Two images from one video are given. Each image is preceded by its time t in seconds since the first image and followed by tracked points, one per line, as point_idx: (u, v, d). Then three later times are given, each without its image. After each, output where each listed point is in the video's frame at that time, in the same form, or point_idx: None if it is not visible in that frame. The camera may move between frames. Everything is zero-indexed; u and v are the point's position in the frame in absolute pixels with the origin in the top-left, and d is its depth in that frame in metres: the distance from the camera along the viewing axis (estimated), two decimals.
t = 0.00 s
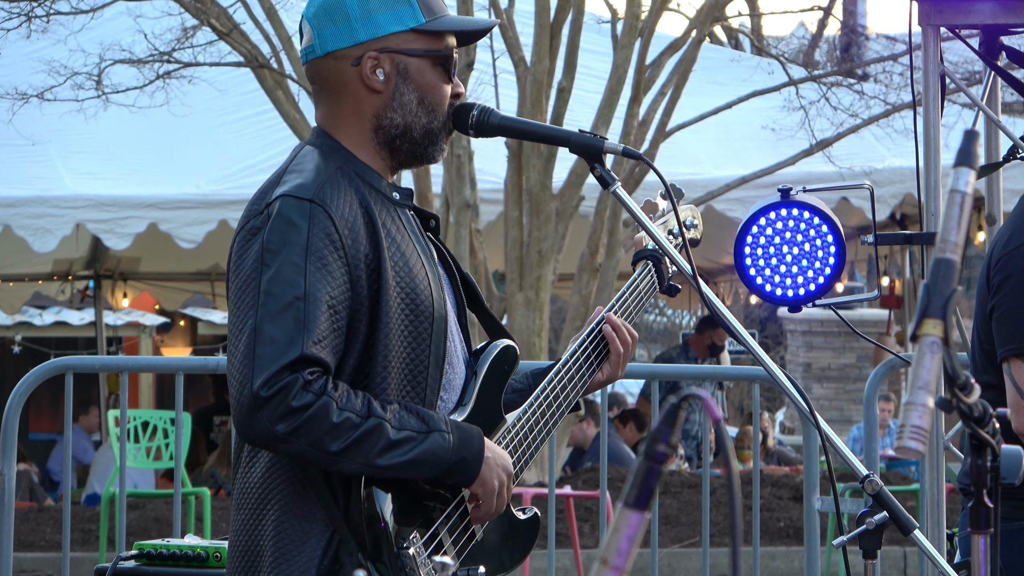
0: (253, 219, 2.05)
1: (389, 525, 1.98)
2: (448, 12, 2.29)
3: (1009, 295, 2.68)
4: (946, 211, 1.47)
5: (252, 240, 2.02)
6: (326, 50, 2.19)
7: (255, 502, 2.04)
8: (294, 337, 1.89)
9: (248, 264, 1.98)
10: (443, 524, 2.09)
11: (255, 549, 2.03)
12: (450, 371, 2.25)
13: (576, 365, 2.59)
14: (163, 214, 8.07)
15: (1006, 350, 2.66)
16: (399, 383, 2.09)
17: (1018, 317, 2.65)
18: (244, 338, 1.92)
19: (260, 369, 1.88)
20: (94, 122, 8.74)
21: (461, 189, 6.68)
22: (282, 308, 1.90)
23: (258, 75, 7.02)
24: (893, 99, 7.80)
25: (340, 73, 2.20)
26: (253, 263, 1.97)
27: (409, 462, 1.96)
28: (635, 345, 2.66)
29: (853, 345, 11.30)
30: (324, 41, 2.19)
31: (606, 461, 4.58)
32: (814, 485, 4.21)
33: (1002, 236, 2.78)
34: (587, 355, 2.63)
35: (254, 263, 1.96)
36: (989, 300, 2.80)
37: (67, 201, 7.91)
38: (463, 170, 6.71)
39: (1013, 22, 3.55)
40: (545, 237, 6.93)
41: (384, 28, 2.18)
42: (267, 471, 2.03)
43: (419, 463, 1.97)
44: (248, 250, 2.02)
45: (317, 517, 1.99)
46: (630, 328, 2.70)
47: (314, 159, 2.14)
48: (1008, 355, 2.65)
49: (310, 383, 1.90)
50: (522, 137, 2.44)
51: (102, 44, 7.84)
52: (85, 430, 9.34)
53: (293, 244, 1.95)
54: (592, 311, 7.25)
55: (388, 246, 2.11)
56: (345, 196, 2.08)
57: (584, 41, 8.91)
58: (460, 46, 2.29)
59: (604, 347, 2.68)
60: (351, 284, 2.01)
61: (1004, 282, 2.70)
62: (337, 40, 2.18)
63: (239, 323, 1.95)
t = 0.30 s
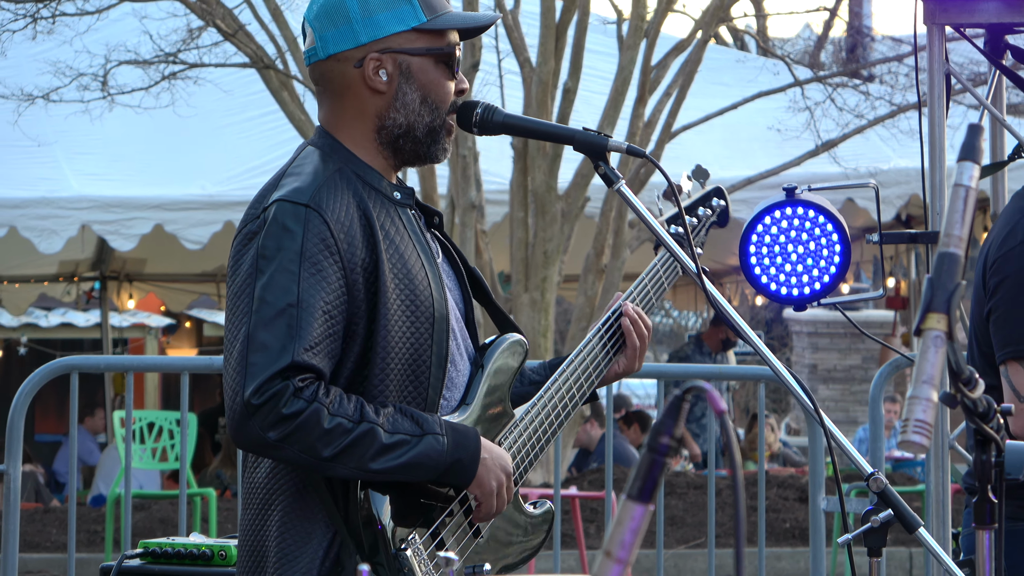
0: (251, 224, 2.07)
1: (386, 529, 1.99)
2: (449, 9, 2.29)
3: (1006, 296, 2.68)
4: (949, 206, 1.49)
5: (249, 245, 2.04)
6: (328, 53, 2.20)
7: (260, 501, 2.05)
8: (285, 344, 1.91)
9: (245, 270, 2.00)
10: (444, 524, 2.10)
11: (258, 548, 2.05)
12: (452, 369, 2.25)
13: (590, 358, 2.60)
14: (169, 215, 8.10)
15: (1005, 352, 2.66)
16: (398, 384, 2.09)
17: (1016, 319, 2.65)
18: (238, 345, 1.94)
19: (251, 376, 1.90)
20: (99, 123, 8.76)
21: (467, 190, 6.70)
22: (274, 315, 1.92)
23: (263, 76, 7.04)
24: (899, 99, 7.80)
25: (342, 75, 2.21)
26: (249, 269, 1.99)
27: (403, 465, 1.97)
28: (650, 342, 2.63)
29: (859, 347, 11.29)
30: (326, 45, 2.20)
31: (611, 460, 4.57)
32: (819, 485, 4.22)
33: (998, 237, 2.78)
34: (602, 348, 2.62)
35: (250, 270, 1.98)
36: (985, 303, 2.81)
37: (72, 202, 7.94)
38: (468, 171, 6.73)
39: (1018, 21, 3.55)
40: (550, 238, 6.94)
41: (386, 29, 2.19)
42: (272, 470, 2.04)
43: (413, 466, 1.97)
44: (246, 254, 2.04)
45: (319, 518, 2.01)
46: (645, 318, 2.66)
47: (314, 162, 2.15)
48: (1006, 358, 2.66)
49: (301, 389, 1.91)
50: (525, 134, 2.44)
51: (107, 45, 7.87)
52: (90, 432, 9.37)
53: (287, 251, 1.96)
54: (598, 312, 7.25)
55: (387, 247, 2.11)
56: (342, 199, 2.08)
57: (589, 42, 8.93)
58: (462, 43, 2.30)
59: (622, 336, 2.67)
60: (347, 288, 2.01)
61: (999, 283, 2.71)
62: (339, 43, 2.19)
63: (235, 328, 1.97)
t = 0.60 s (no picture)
0: (251, 223, 2.08)
1: (377, 530, 2.02)
2: (450, 11, 2.30)
3: (1004, 302, 2.69)
4: (954, 204, 1.49)
5: (247, 245, 2.05)
6: (330, 59, 2.22)
7: (259, 501, 2.07)
8: (277, 345, 1.91)
9: (242, 270, 2.01)
10: (437, 525, 2.11)
11: (257, 548, 2.06)
12: (452, 373, 2.25)
13: (601, 364, 2.61)
14: (173, 217, 8.12)
15: (1003, 359, 2.67)
16: (393, 387, 2.09)
17: (1014, 325, 2.66)
18: (231, 344, 1.95)
19: (241, 375, 1.91)
20: (104, 126, 8.78)
21: (472, 193, 6.70)
22: (267, 316, 1.92)
23: (268, 78, 7.06)
24: (903, 102, 7.80)
25: (344, 79, 2.23)
26: (245, 269, 2.00)
27: (392, 465, 1.97)
28: (664, 351, 2.62)
29: (864, 349, 11.28)
30: (328, 51, 2.22)
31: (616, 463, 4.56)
32: (823, 487, 4.22)
33: (995, 241, 2.79)
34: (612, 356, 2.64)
35: (246, 269, 1.99)
36: (983, 307, 2.81)
37: (77, 204, 7.96)
38: (473, 173, 6.74)
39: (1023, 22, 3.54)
40: (555, 240, 6.94)
41: (386, 33, 2.20)
42: (271, 472, 2.05)
43: (401, 466, 1.98)
44: (244, 254, 2.05)
45: (315, 519, 2.01)
46: (659, 325, 2.66)
47: (317, 163, 2.16)
48: (1004, 365, 2.67)
49: (290, 390, 1.91)
50: (530, 135, 2.45)
51: (112, 48, 7.90)
52: (95, 434, 9.38)
53: (283, 251, 1.96)
54: (603, 314, 7.25)
55: (385, 250, 2.12)
56: (342, 201, 2.09)
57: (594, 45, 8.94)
58: (465, 44, 2.31)
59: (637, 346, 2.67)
60: (343, 290, 2.02)
61: (997, 288, 2.71)
62: (340, 49, 2.20)
63: (230, 328, 1.98)
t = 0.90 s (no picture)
0: (243, 219, 2.11)
1: (354, 530, 2.05)
2: (454, 11, 2.30)
3: (1008, 305, 2.69)
4: (955, 204, 1.49)
5: (237, 240, 2.08)
6: (332, 55, 2.25)
7: (253, 496, 2.15)
8: (258, 341, 1.94)
9: (231, 264, 2.04)
10: (419, 524, 2.13)
11: (250, 541, 2.14)
12: (445, 372, 2.27)
13: (607, 363, 2.58)
14: (175, 220, 8.13)
15: (1009, 362, 2.68)
16: (381, 384, 2.11)
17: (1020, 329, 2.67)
18: (215, 337, 1.98)
19: (222, 369, 1.93)
20: (106, 128, 8.79)
21: (473, 195, 6.71)
22: (250, 311, 1.95)
23: (270, 81, 7.06)
24: (905, 104, 7.80)
25: (346, 76, 2.25)
26: (233, 264, 2.03)
27: (367, 461, 1.99)
28: (673, 363, 2.56)
29: (865, 352, 11.29)
30: (330, 47, 2.25)
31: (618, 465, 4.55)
32: (826, 489, 4.22)
33: (997, 243, 2.79)
34: (621, 357, 2.59)
35: (234, 264, 2.02)
36: (987, 311, 2.81)
37: (79, 207, 7.99)
38: (475, 175, 6.74)
39: None
40: (557, 242, 6.93)
41: (386, 30, 2.22)
42: (264, 469, 2.13)
43: (377, 463, 2.00)
44: (235, 249, 2.08)
45: (300, 515, 2.08)
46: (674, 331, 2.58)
47: (313, 161, 2.18)
48: (1009, 367, 2.68)
49: (269, 384, 1.94)
50: (532, 135, 2.44)
51: (115, 50, 7.92)
52: (97, 437, 9.38)
53: (269, 247, 1.99)
54: (605, 316, 7.25)
55: (376, 248, 2.14)
56: (334, 199, 2.11)
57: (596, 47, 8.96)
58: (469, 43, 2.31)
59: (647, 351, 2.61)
60: (329, 287, 2.04)
61: (1001, 291, 2.72)
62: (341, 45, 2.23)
63: (217, 321, 2.01)
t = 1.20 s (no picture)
0: (232, 217, 2.12)
1: (340, 529, 2.03)
2: (451, 6, 2.31)
3: (1012, 308, 2.70)
4: (955, 202, 1.49)
5: (226, 237, 2.09)
6: (329, 51, 2.26)
7: (248, 493, 2.17)
8: (242, 336, 1.95)
9: (219, 261, 2.06)
10: (408, 521, 2.12)
11: (245, 539, 2.16)
12: (439, 369, 2.26)
13: (616, 370, 2.57)
14: (175, 222, 8.14)
15: (1014, 365, 2.68)
16: (369, 381, 2.12)
17: None
18: (202, 332, 1.99)
19: (206, 364, 1.94)
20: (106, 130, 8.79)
21: (473, 198, 6.71)
22: (235, 305, 1.96)
23: (271, 83, 7.07)
24: (905, 106, 7.79)
25: (343, 71, 2.26)
26: (220, 261, 2.04)
27: (349, 459, 1.99)
28: (683, 367, 2.58)
29: (865, 354, 11.30)
30: (327, 43, 2.26)
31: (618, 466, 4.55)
32: (826, 490, 4.22)
33: (1001, 245, 2.80)
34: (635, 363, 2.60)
35: (221, 260, 2.03)
36: (992, 313, 2.81)
37: (79, 209, 8.00)
38: (475, 178, 6.75)
39: None
40: (557, 244, 6.93)
41: (383, 24, 2.23)
42: (259, 466, 2.15)
43: (361, 461, 2.00)
44: (223, 245, 2.10)
45: (293, 512, 2.10)
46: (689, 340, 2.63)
47: (305, 159, 2.20)
48: (1014, 370, 2.68)
49: (253, 380, 1.95)
50: (530, 134, 2.44)
51: (115, 52, 7.92)
52: (97, 439, 9.38)
53: (254, 243, 2.00)
54: (605, 318, 7.26)
55: (365, 245, 2.14)
56: (323, 196, 2.12)
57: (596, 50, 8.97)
58: (465, 37, 2.32)
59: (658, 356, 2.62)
60: (315, 283, 2.05)
61: (1006, 295, 2.72)
62: (338, 41, 2.25)
63: (204, 317, 2.02)
